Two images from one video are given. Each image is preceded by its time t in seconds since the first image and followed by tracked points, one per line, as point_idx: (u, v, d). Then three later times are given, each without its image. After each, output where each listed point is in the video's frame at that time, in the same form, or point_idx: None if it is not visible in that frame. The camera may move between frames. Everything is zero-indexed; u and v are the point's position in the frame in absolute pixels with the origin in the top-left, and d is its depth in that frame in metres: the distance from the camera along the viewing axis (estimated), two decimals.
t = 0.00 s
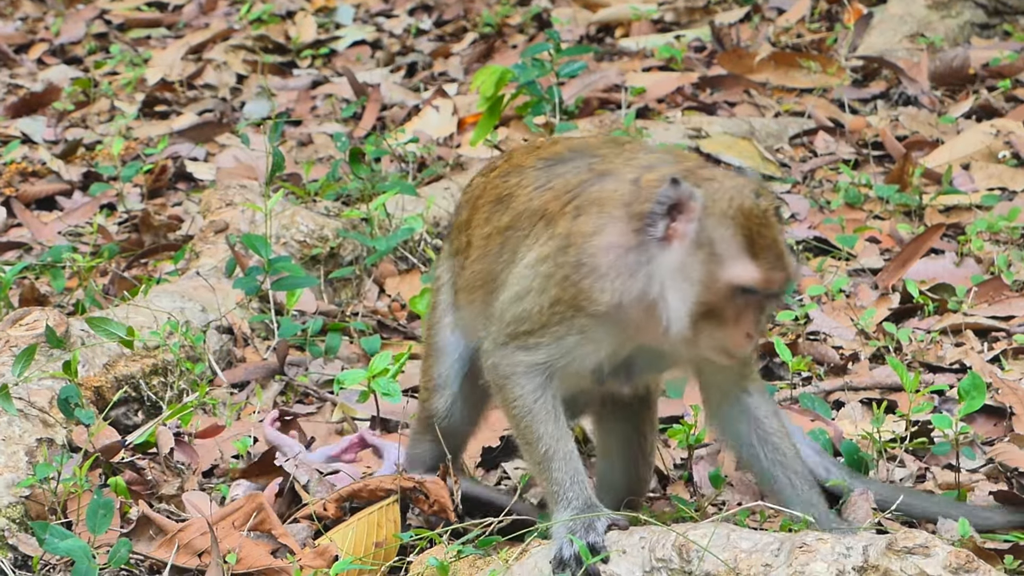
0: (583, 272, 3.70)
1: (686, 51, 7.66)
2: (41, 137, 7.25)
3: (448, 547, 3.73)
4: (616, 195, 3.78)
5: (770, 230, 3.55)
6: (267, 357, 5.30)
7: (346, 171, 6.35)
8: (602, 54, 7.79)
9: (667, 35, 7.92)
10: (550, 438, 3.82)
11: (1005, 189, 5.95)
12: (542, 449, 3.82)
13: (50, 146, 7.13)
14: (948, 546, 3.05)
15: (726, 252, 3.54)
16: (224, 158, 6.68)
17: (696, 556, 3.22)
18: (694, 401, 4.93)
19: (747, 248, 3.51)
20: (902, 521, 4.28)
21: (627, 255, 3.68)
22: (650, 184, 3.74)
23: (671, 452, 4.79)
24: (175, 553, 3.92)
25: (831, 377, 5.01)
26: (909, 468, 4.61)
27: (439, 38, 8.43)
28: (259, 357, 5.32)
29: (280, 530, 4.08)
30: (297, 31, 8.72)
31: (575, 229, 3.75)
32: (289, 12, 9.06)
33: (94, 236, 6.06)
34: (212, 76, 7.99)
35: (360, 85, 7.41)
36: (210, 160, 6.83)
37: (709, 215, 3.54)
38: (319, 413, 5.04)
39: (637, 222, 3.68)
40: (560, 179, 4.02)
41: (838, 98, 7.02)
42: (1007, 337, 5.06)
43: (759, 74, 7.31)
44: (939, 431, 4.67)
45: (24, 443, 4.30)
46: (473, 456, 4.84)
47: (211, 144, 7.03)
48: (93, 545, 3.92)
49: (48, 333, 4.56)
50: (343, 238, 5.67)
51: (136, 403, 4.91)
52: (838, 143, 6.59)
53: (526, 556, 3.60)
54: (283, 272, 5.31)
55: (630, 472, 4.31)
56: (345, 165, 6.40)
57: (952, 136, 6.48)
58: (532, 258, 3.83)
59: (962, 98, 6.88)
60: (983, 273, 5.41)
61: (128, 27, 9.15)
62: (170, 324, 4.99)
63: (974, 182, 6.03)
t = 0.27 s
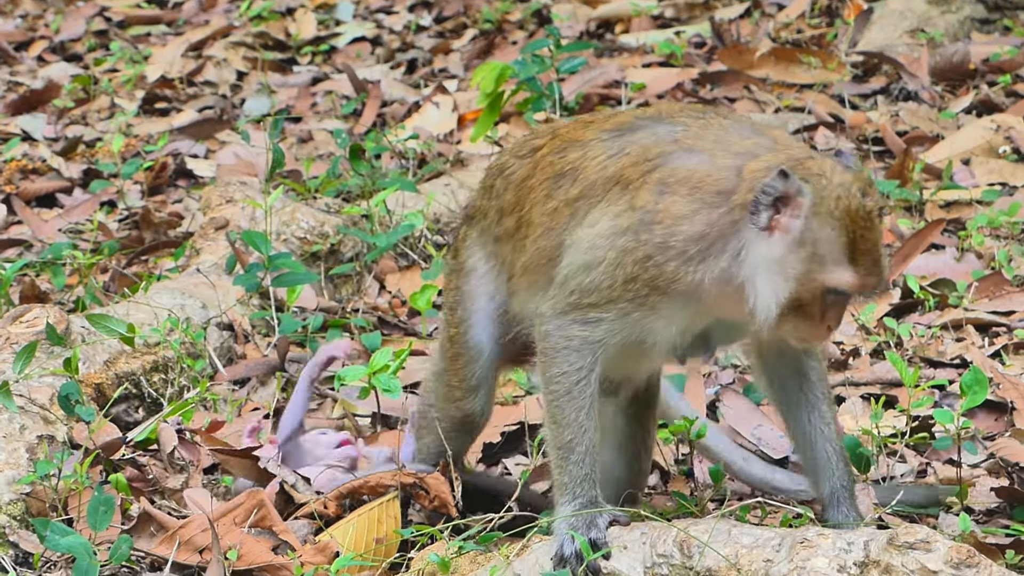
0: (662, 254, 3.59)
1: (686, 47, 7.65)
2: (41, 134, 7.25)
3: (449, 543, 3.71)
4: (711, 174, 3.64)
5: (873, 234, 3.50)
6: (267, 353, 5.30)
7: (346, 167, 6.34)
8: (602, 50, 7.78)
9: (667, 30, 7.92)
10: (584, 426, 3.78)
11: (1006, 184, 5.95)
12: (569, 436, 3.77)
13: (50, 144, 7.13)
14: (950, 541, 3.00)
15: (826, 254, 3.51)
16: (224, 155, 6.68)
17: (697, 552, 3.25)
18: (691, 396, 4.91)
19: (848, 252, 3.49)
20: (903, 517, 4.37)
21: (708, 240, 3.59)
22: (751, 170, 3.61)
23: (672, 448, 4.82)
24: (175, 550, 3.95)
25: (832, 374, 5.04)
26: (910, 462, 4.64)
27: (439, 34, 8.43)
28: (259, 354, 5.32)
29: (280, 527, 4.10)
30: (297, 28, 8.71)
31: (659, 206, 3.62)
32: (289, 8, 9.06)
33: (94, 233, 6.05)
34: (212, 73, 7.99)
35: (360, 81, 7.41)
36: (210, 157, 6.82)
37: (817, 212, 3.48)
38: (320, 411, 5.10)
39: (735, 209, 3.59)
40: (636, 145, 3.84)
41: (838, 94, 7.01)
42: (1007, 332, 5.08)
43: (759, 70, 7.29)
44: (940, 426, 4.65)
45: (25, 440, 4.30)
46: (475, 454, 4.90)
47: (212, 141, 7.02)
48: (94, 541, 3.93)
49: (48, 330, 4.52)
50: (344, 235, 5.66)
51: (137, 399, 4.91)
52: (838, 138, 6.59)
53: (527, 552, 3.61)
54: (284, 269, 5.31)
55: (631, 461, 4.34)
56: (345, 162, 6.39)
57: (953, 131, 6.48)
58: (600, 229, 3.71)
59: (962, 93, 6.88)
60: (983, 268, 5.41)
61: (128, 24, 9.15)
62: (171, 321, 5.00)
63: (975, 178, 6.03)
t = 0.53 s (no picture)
0: (698, 245, 3.53)
1: (687, 42, 7.65)
2: (41, 130, 7.25)
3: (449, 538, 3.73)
4: (754, 165, 3.58)
5: (912, 238, 3.42)
6: (268, 349, 5.30)
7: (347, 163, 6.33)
8: (603, 45, 7.77)
9: (668, 26, 7.91)
10: (599, 421, 3.76)
11: (1007, 179, 5.94)
12: (581, 430, 3.77)
13: (51, 139, 7.13)
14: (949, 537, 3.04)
15: (860, 254, 3.42)
16: (225, 150, 6.68)
17: (697, 547, 3.26)
18: (692, 392, 4.98)
19: (885, 255, 3.40)
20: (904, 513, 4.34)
21: (746, 231, 3.52)
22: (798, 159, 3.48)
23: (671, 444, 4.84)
24: (176, 546, 3.95)
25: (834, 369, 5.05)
26: (910, 457, 4.62)
27: (440, 30, 8.42)
28: (260, 349, 5.32)
29: (280, 523, 4.14)
30: (298, 24, 8.71)
31: (698, 195, 3.56)
32: (290, 4, 9.05)
33: (95, 229, 6.05)
34: (213, 68, 7.99)
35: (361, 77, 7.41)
36: (211, 153, 6.82)
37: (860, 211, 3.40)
38: (321, 405, 5.07)
39: (777, 201, 3.51)
40: (680, 127, 3.78)
41: (839, 89, 7.00)
42: (1008, 327, 5.09)
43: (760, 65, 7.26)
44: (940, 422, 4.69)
45: (25, 435, 4.31)
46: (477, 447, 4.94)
47: (212, 136, 7.02)
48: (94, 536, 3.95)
49: (49, 326, 4.53)
50: (344, 230, 5.65)
51: (137, 395, 4.92)
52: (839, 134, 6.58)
53: (527, 547, 3.61)
54: (284, 264, 5.31)
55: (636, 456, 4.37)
56: (346, 157, 6.38)
57: (954, 127, 6.47)
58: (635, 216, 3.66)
59: (964, 89, 6.88)
60: (984, 263, 5.42)
61: (129, 20, 9.15)
62: (172, 316, 4.99)
63: (975, 173, 6.03)
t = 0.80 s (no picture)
0: (692, 229, 3.42)
1: (685, 38, 7.64)
2: (39, 126, 7.25)
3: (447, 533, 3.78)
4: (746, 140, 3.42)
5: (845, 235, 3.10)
6: (265, 344, 5.29)
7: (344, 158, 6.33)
8: (601, 41, 7.77)
9: (666, 21, 7.91)
10: (598, 416, 3.75)
11: (1004, 174, 5.94)
12: (582, 425, 3.76)
13: (48, 134, 7.13)
14: (945, 530, 3.09)
15: (822, 264, 3.14)
16: (222, 146, 6.68)
17: (694, 542, 3.28)
18: (691, 389, 4.99)
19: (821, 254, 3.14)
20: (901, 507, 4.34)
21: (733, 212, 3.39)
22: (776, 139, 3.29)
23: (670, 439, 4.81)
24: (173, 542, 3.95)
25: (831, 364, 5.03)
26: (908, 453, 4.63)
27: (437, 25, 8.41)
28: (257, 344, 5.31)
29: (277, 519, 4.16)
30: (295, 19, 8.70)
31: (694, 177, 3.45)
32: None
33: (92, 224, 6.05)
34: (210, 64, 7.99)
35: (359, 72, 7.41)
36: (208, 148, 6.82)
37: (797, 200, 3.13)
38: (318, 401, 5.06)
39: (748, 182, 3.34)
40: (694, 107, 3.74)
41: (837, 84, 6.99)
42: (1005, 322, 5.09)
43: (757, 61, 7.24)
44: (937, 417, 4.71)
45: (22, 431, 4.31)
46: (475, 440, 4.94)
47: (209, 132, 7.02)
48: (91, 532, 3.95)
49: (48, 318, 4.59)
50: (342, 225, 5.65)
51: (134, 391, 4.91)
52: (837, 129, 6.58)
53: (524, 543, 3.61)
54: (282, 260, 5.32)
55: (640, 448, 4.40)
56: (344, 152, 6.37)
57: (951, 122, 6.47)
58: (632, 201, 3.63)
59: (961, 83, 6.86)
60: (981, 258, 5.42)
61: (126, 15, 9.14)
62: (168, 312, 5.03)
63: (973, 168, 6.03)
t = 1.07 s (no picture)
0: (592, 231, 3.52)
1: (668, 34, 7.64)
2: (22, 123, 7.24)
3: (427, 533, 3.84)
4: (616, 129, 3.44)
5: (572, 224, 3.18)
6: (247, 342, 5.30)
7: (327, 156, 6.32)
8: (584, 38, 7.76)
9: (649, 18, 7.91)
10: (548, 415, 3.87)
11: (986, 171, 5.95)
12: (539, 426, 3.90)
13: (31, 132, 7.12)
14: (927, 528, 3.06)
15: (591, 267, 3.18)
16: (205, 143, 6.68)
17: (675, 539, 3.27)
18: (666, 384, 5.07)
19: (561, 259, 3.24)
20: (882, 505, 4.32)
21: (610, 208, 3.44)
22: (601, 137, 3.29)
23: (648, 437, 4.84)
24: (153, 539, 3.97)
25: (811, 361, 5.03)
26: (890, 448, 4.61)
27: (422, 22, 8.41)
28: (239, 343, 5.32)
29: (253, 510, 4.22)
30: (279, 16, 8.69)
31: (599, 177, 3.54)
32: None
33: (75, 221, 6.05)
34: (194, 61, 7.99)
35: (342, 70, 7.42)
36: (191, 145, 6.82)
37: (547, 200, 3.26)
38: (299, 398, 5.05)
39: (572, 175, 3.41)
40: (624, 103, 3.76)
41: (820, 81, 6.99)
42: (987, 319, 5.11)
43: (741, 57, 7.27)
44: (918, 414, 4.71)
45: (3, 430, 4.33)
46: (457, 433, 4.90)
47: (192, 128, 7.01)
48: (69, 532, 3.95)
49: (28, 319, 4.58)
50: (325, 223, 5.65)
51: (116, 388, 4.92)
52: (819, 126, 6.58)
53: (505, 541, 3.64)
54: (264, 257, 5.32)
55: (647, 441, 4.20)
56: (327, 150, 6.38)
57: (934, 119, 6.47)
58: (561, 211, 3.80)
59: (944, 80, 6.85)
60: (963, 255, 5.44)
61: (110, 12, 9.13)
62: (150, 309, 5.04)
63: (955, 165, 6.03)
